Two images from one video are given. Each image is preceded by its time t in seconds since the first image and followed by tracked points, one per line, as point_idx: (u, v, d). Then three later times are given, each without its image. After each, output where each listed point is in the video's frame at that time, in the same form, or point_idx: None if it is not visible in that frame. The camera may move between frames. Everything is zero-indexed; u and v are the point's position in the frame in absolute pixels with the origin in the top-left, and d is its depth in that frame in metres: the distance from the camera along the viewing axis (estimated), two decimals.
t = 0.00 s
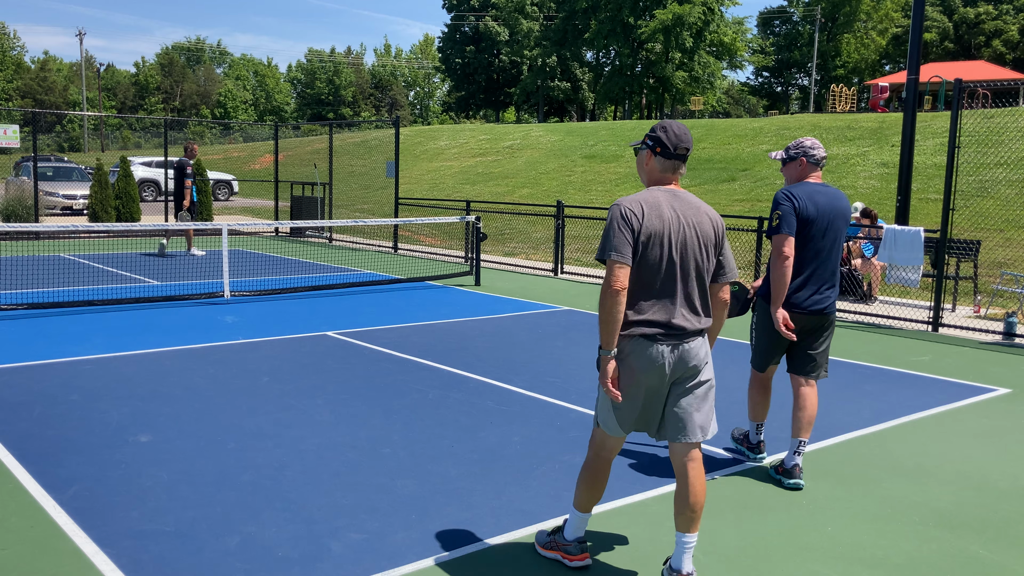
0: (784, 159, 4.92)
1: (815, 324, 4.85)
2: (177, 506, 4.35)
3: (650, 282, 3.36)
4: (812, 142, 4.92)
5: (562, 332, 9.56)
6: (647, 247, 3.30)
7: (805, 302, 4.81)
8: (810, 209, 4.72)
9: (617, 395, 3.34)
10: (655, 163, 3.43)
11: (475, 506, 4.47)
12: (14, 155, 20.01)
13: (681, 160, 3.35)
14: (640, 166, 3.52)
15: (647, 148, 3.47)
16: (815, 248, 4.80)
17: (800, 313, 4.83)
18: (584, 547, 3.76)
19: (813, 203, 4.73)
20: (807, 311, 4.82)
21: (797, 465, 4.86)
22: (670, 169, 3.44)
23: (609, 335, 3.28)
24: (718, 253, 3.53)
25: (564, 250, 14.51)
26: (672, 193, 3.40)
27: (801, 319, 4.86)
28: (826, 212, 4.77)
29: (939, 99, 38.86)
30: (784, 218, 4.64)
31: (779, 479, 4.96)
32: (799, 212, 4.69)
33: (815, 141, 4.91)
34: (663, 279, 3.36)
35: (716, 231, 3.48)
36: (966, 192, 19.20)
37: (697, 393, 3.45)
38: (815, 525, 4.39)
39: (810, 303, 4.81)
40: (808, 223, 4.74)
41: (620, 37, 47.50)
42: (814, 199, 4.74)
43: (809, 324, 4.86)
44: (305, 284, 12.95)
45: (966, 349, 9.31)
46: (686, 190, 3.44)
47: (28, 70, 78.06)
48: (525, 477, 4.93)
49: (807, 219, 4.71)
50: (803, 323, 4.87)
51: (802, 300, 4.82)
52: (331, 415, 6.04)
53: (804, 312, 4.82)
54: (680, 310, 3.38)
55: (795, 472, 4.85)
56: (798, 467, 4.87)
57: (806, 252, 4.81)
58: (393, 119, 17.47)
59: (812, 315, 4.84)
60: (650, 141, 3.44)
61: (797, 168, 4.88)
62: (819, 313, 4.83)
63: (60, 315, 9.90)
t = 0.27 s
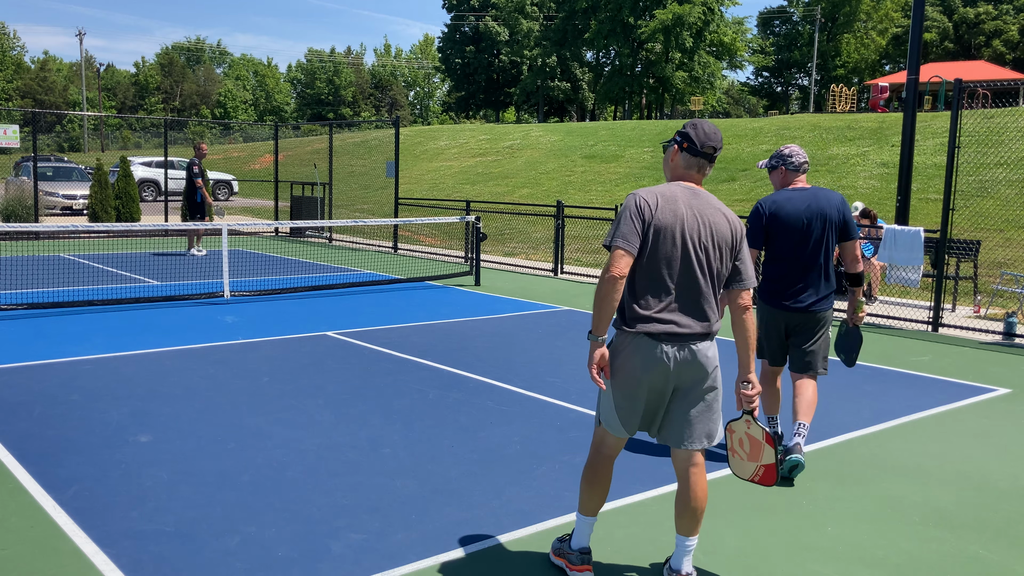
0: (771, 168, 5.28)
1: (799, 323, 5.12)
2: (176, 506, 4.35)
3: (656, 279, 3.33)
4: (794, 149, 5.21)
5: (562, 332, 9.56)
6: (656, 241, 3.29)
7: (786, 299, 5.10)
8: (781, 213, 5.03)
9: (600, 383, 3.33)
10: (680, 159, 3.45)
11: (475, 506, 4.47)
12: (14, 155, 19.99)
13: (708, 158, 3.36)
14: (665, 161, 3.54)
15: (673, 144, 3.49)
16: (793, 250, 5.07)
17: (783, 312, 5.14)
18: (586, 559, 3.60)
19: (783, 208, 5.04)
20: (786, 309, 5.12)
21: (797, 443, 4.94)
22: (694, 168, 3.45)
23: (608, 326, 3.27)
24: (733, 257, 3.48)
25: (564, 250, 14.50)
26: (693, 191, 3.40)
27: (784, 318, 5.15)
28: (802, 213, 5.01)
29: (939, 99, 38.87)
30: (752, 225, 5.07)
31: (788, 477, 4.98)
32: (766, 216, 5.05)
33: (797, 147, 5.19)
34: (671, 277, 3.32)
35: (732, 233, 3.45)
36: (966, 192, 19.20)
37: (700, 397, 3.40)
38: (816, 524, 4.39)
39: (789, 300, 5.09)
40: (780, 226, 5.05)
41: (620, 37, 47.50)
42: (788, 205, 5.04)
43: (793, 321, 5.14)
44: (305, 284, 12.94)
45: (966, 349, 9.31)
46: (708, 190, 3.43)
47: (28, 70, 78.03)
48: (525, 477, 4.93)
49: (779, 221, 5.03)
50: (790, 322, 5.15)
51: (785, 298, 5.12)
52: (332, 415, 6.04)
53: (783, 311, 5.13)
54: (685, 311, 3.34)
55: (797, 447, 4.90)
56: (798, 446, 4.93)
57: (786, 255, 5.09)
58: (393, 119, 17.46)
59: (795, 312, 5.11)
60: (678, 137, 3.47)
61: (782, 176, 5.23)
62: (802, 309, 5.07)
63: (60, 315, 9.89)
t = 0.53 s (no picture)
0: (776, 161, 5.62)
1: (799, 310, 5.51)
2: (177, 506, 4.35)
3: (644, 282, 3.31)
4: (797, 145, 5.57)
5: (562, 332, 9.56)
6: (642, 244, 3.26)
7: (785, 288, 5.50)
8: (779, 206, 5.40)
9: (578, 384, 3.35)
10: (671, 158, 3.38)
11: (475, 506, 4.47)
12: (14, 155, 19.98)
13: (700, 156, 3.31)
14: (655, 160, 3.48)
15: (664, 143, 3.43)
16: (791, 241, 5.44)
17: (783, 301, 5.52)
18: None
19: (782, 200, 5.40)
20: (785, 298, 5.51)
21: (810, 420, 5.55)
22: (686, 165, 3.39)
23: (589, 323, 3.34)
24: (725, 257, 3.43)
25: (564, 250, 14.51)
26: (682, 190, 3.34)
27: (784, 306, 5.53)
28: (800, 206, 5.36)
29: (939, 99, 38.89)
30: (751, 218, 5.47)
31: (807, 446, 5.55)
32: (765, 210, 5.44)
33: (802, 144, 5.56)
34: (658, 279, 3.30)
35: (724, 232, 3.39)
36: (966, 192, 19.21)
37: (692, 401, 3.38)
38: (815, 524, 4.39)
39: (788, 289, 5.49)
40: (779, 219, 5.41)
41: (619, 37, 47.51)
42: (786, 199, 5.39)
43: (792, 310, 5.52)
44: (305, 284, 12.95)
45: (966, 349, 9.31)
46: (699, 189, 3.38)
47: (28, 70, 78.10)
48: (525, 477, 4.93)
49: (778, 214, 5.40)
50: (790, 310, 5.52)
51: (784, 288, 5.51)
52: (332, 415, 6.03)
53: (783, 300, 5.52)
54: (673, 314, 3.32)
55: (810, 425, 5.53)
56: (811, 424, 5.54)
57: (786, 247, 5.46)
58: (393, 119, 17.46)
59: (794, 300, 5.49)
60: (669, 135, 3.41)
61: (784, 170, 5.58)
62: (799, 297, 5.47)
63: (60, 315, 9.90)
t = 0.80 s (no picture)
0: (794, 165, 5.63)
1: (809, 312, 5.61)
2: (177, 506, 4.35)
3: (622, 288, 3.26)
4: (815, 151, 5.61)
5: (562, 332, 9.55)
6: (621, 251, 3.20)
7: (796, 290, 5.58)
8: (794, 209, 5.49)
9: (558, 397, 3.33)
10: (640, 157, 3.30)
11: (475, 506, 4.47)
12: (14, 155, 19.98)
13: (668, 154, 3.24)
14: (623, 158, 3.39)
15: (630, 141, 3.35)
16: (804, 245, 5.53)
17: (793, 301, 5.62)
18: None
19: (797, 203, 5.50)
20: (796, 299, 5.60)
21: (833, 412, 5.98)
22: (655, 163, 3.31)
23: (573, 328, 3.31)
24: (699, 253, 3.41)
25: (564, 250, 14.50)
26: (654, 189, 3.27)
27: (795, 307, 5.63)
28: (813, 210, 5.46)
29: (939, 99, 38.89)
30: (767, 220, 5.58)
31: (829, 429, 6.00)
32: (780, 213, 5.54)
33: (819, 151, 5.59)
34: (637, 285, 3.25)
35: (698, 230, 3.35)
36: (966, 192, 19.20)
37: (672, 402, 3.37)
38: (815, 524, 4.39)
39: (798, 291, 5.58)
40: (793, 222, 5.51)
41: (620, 37, 47.50)
42: (801, 202, 5.48)
43: (802, 311, 5.62)
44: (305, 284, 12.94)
45: (966, 349, 9.31)
46: (670, 186, 3.31)
47: (28, 70, 78.08)
48: (525, 477, 4.93)
49: (792, 217, 5.50)
50: (800, 311, 5.62)
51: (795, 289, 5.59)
52: (332, 415, 6.03)
53: (793, 301, 5.62)
54: (652, 317, 3.29)
55: (832, 419, 5.98)
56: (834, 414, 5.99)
57: (798, 249, 5.55)
58: (393, 119, 17.45)
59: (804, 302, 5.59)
60: (634, 133, 3.32)
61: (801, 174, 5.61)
62: (809, 299, 5.56)
63: (60, 315, 9.90)
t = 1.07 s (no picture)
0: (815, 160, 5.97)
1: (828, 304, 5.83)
2: (177, 506, 4.35)
3: (603, 295, 3.25)
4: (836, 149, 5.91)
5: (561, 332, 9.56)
6: (601, 258, 3.17)
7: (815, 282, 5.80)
8: (818, 204, 5.69)
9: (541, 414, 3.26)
10: (613, 160, 3.27)
11: (475, 506, 4.47)
12: (14, 154, 19.98)
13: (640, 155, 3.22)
14: (595, 162, 3.36)
15: (602, 144, 3.31)
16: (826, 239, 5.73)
17: (813, 293, 5.83)
18: None
19: (820, 199, 5.69)
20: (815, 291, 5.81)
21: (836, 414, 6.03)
22: (628, 165, 3.29)
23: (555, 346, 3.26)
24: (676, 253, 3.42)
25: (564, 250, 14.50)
26: (629, 194, 3.25)
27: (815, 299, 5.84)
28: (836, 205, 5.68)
29: (939, 99, 38.91)
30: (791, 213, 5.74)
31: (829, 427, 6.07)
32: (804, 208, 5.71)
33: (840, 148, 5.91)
34: (617, 292, 3.25)
35: (674, 231, 3.36)
36: (966, 192, 19.21)
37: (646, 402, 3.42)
38: (815, 524, 4.40)
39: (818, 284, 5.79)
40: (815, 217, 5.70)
41: (620, 37, 47.51)
42: (825, 197, 5.69)
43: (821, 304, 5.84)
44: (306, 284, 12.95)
45: (965, 349, 9.32)
46: (644, 188, 3.30)
47: (28, 70, 78.03)
48: (524, 477, 4.93)
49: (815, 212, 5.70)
50: (818, 302, 5.84)
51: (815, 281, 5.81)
52: (332, 415, 6.04)
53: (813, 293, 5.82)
54: (629, 322, 3.31)
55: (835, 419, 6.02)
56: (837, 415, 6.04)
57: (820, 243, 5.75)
58: (393, 119, 17.45)
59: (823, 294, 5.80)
60: (605, 136, 3.28)
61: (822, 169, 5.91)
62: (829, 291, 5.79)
63: (60, 315, 9.90)
